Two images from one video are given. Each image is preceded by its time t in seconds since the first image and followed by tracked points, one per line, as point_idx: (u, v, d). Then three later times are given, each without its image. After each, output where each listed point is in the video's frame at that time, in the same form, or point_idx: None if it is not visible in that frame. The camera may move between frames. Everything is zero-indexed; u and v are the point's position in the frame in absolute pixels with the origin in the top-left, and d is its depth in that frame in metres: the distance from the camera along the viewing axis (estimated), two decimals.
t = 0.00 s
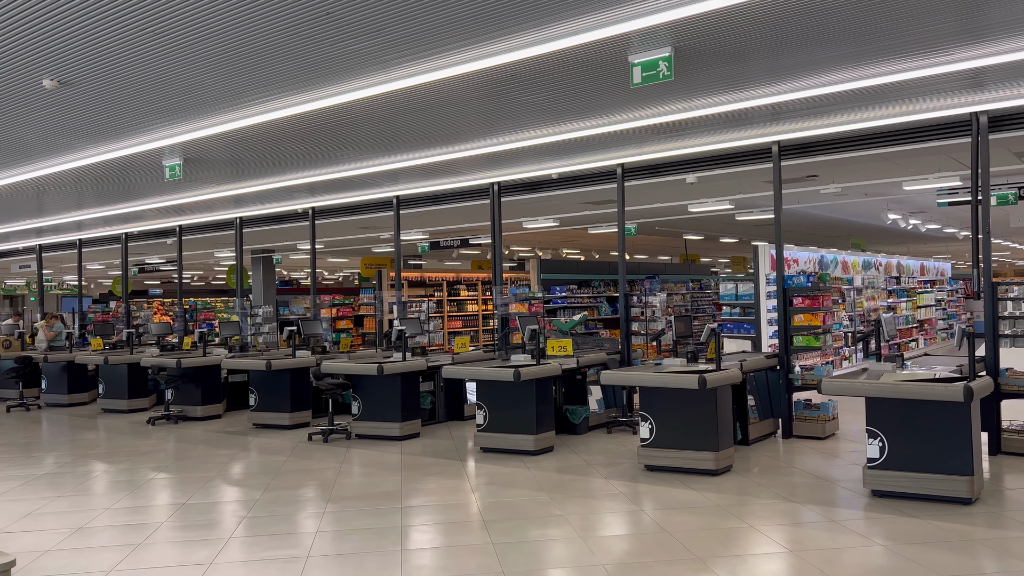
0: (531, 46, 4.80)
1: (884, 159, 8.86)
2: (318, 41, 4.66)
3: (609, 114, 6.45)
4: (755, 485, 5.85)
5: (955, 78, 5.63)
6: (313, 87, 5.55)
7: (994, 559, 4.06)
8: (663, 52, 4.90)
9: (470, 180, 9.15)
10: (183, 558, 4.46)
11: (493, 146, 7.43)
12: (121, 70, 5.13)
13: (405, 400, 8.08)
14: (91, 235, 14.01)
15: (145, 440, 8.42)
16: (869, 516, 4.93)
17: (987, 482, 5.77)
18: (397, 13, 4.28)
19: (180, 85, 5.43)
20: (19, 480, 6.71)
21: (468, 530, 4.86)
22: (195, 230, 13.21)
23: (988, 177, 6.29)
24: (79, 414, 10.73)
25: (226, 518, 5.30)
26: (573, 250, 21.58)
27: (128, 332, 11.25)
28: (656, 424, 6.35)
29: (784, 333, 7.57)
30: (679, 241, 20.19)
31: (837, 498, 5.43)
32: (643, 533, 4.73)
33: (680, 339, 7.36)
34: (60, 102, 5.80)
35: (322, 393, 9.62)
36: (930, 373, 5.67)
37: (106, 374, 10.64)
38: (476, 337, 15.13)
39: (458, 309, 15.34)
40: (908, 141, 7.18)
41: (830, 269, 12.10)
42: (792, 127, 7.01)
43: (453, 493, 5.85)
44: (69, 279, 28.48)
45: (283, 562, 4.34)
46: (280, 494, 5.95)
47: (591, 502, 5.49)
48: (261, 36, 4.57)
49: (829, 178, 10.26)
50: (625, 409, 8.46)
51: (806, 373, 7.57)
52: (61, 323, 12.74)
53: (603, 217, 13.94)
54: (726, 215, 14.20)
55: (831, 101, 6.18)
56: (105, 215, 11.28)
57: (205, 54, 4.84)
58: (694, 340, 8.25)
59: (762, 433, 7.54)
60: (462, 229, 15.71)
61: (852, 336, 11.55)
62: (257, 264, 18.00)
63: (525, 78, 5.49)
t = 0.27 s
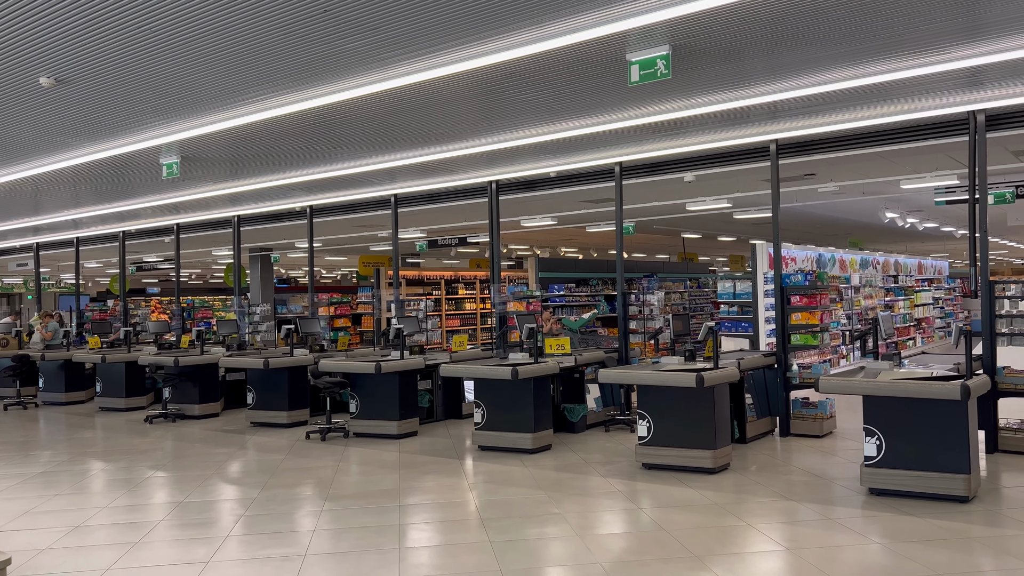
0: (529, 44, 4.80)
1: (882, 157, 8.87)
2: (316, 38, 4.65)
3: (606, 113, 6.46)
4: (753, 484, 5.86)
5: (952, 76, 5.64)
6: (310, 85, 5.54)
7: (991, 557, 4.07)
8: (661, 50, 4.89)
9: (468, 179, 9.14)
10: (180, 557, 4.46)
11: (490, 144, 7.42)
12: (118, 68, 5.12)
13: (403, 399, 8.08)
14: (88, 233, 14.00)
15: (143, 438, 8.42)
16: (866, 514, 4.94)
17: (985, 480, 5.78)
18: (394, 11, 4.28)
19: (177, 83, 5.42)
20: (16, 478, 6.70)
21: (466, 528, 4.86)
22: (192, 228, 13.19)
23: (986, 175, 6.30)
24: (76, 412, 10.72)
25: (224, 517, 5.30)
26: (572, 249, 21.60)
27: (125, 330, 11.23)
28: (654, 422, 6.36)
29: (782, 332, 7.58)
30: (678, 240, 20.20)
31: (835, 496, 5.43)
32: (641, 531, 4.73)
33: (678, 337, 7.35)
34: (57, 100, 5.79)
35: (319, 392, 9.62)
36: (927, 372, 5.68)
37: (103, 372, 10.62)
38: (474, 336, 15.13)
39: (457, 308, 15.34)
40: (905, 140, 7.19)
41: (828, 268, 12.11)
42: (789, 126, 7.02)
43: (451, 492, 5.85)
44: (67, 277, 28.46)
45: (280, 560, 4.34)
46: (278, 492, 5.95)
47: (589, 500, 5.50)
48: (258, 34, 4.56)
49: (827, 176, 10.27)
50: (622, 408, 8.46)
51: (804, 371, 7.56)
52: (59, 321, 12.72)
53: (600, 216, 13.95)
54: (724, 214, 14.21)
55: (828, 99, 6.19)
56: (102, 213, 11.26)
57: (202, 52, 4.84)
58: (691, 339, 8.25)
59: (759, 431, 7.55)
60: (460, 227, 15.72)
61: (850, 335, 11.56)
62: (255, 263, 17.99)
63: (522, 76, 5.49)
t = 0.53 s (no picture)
0: (528, 43, 4.80)
1: (881, 156, 8.86)
2: (314, 37, 4.64)
3: (604, 112, 6.46)
4: (751, 483, 5.86)
5: (951, 76, 5.64)
6: (308, 83, 5.53)
7: (989, 556, 4.07)
8: (659, 49, 4.89)
9: (467, 178, 9.14)
10: (178, 556, 4.45)
11: (489, 144, 7.42)
12: (117, 67, 5.11)
13: (402, 399, 8.07)
14: (86, 233, 13.99)
15: (141, 438, 8.41)
16: (864, 514, 4.94)
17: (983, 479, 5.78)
18: (392, 10, 4.27)
19: (176, 82, 5.41)
20: (13, 478, 6.69)
21: (464, 528, 4.86)
22: (191, 227, 13.18)
23: (984, 175, 6.30)
24: (74, 412, 10.70)
25: (222, 516, 5.29)
26: (570, 248, 21.61)
27: (123, 329, 11.22)
28: (653, 422, 6.36)
29: (780, 331, 7.58)
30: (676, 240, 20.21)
31: (833, 495, 5.44)
32: (639, 530, 4.73)
33: (677, 336, 7.35)
34: (55, 99, 5.78)
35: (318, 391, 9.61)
36: (926, 372, 5.68)
37: (101, 372, 10.61)
38: (472, 335, 15.13)
39: (455, 307, 15.34)
40: (903, 139, 7.20)
41: (826, 267, 12.11)
42: (787, 125, 7.03)
43: (450, 491, 5.85)
44: (65, 277, 28.43)
45: (278, 559, 4.33)
46: (276, 491, 5.94)
47: (587, 499, 5.50)
48: (257, 33, 4.56)
49: (826, 176, 10.28)
50: (621, 407, 8.46)
51: (803, 370, 7.57)
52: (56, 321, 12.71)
53: (599, 215, 13.94)
54: (723, 213, 14.21)
55: (826, 99, 6.19)
56: (101, 212, 11.24)
57: (201, 51, 4.83)
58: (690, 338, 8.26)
59: (758, 430, 7.55)
60: (459, 227, 15.72)
61: (848, 334, 11.57)
62: (254, 262, 17.98)
63: (520, 75, 5.49)
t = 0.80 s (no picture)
0: (529, 44, 4.79)
1: (881, 157, 8.86)
2: (315, 38, 4.64)
3: (604, 113, 6.46)
4: (752, 484, 5.86)
5: (952, 76, 5.64)
6: (309, 84, 5.53)
7: (989, 557, 4.07)
8: (660, 50, 4.89)
9: (467, 179, 9.13)
10: (178, 557, 4.46)
11: (489, 144, 7.42)
12: (118, 67, 5.11)
13: (402, 399, 8.07)
14: (87, 233, 14.00)
15: (142, 438, 8.41)
16: (865, 515, 4.94)
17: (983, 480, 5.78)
18: (394, 11, 4.27)
19: (177, 83, 5.42)
20: (14, 478, 6.69)
21: (464, 529, 4.86)
22: (191, 228, 13.18)
23: (985, 175, 6.29)
24: (75, 412, 10.71)
25: (222, 517, 5.29)
26: (571, 249, 21.62)
27: (124, 330, 11.23)
28: (653, 422, 6.35)
29: (781, 332, 7.57)
30: (677, 240, 20.19)
31: (833, 496, 5.43)
32: (640, 531, 4.73)
33: (677, 337, 7.34)
34: (56, 99, 5.78)
35: (318, 391, 9.61)
36: (926, 372, 5.68)
37: (102, 372, 10.61)
38: (473, 336, 15.13)
39: (456, 308, 15.35)
40: (904, 140, 7.20)
41: (827, 268, 12.10)
42: (788, 126, 7.03)
43: (450, 492, 5.85)
44: (66, 277, 28.43)
45: (279, 560, 4.33)
46: (277, 492, 5.94)
47: (588, 500, 5.49)
48: (258, 34, 4.55)
49: (827, 177, 10.27)
50: (622, 408, 8.46)
51: (804, 371, 7.57)
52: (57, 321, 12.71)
53: (599, 216, 13.94)
54: (724, 214, 14.21)
55: (826, 100, 6.19)
56: (101, 213, 11.25)
57: (202, 52, 4.83)
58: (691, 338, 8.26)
59: (759, 431, 7.55)
60: (460, 227, 15.72)
61: (849, 334, 11.56)
62: (254, 263, 17.99)
63: (521, 76, 5.49)
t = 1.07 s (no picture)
0: (532, 45, 4.79)
1: (885, 158, 8.84)
2: (318, 39, 4.64)
3: (607, 114, 6.46)
4: (755, 485, 5.85)
5: (956, 77, 5.63)
6: (312, 86, 5.54)
7: (994, 559, 4.05)
8: (664, 51, 4.89)
9: (471, 180, 9.14)
10: (182, 557, 4.46)
11: (492, 146, 7.42)
12: (122, 69, 5.12)
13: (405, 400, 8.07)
14: (91, 234, 14.03)
15: (146, 439, 8.42)
16: (869, 516, 4.93)
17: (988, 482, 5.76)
18: (398, 12, 4.27)
19: (181, 85, 5.43)
20: (18, 479, 6.71)
21: (468, 530, 4.86)
22: (195, 229, 13.20)
23: (990, 176, 6.27)
24: (79, 413, 10.73)
25: (226, 518, 5.30)
26: (574, 250, 21.61)
27: (128, 331, 11.25)
28: (657, 424, 6.34)
29: (785, 333, 7.56)
30: (680, 241, 20.17)
31: (837, 498, 5.42)
32: (643, 532, 4.72)
33: (680, 338, 7.33)
34: (60, 101, 5.80)
35: (321, 393, 9.62)
36: (931, 374, 5.66)
37: (106, 373, 10.63)
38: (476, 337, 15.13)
39: (459, 309, 15.35)
40: (907, 141, 7.19)
41: (831, 269, 12.07)
42: (792, 127, 7.02)
43: (454, 493, 5.85)
44: (70, 278, 28.47)
45: (282, 561, 4.33)
46: (280, 493, 5.95)
47: (592, 501, 5.49)
48: (262, 35, 4.56)
49: (831, 178, 10.26)
50: (625, 409, 8.46)
51: (807, 372, 7.56)
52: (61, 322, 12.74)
53: (602, 217, 13.93)
54: (727, 215, 14.19)
55: (829, 101, 6.19)
56: (106, 214, 11.27)
57: (206, 53, 4.84)
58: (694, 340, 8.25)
59: (763, 432, 7.54)
60: (463, 229, 15.73)
61: (852, 336, 11.54)
62: (258, 264, 18.01)
63: (524, 77, 5.49)
